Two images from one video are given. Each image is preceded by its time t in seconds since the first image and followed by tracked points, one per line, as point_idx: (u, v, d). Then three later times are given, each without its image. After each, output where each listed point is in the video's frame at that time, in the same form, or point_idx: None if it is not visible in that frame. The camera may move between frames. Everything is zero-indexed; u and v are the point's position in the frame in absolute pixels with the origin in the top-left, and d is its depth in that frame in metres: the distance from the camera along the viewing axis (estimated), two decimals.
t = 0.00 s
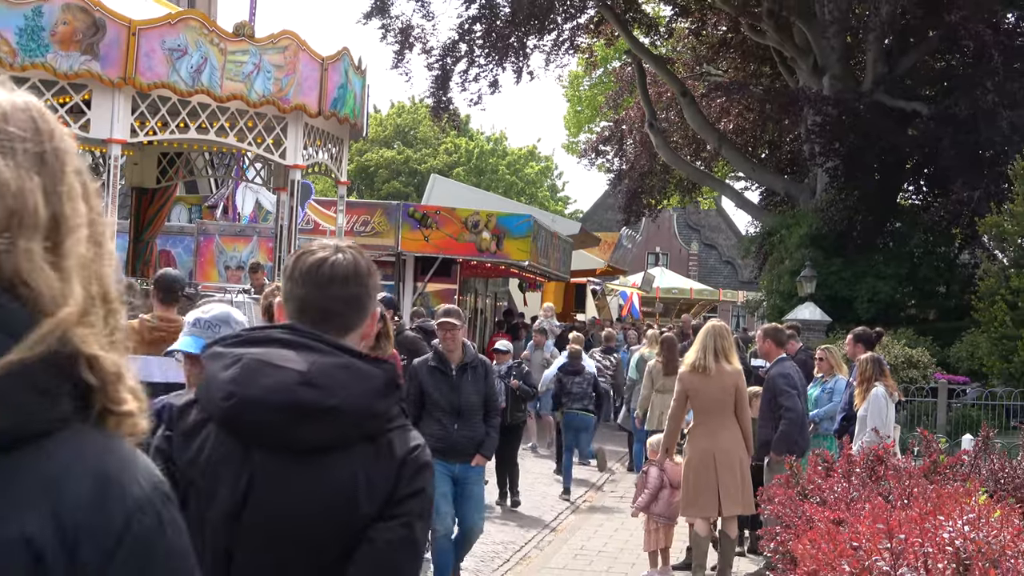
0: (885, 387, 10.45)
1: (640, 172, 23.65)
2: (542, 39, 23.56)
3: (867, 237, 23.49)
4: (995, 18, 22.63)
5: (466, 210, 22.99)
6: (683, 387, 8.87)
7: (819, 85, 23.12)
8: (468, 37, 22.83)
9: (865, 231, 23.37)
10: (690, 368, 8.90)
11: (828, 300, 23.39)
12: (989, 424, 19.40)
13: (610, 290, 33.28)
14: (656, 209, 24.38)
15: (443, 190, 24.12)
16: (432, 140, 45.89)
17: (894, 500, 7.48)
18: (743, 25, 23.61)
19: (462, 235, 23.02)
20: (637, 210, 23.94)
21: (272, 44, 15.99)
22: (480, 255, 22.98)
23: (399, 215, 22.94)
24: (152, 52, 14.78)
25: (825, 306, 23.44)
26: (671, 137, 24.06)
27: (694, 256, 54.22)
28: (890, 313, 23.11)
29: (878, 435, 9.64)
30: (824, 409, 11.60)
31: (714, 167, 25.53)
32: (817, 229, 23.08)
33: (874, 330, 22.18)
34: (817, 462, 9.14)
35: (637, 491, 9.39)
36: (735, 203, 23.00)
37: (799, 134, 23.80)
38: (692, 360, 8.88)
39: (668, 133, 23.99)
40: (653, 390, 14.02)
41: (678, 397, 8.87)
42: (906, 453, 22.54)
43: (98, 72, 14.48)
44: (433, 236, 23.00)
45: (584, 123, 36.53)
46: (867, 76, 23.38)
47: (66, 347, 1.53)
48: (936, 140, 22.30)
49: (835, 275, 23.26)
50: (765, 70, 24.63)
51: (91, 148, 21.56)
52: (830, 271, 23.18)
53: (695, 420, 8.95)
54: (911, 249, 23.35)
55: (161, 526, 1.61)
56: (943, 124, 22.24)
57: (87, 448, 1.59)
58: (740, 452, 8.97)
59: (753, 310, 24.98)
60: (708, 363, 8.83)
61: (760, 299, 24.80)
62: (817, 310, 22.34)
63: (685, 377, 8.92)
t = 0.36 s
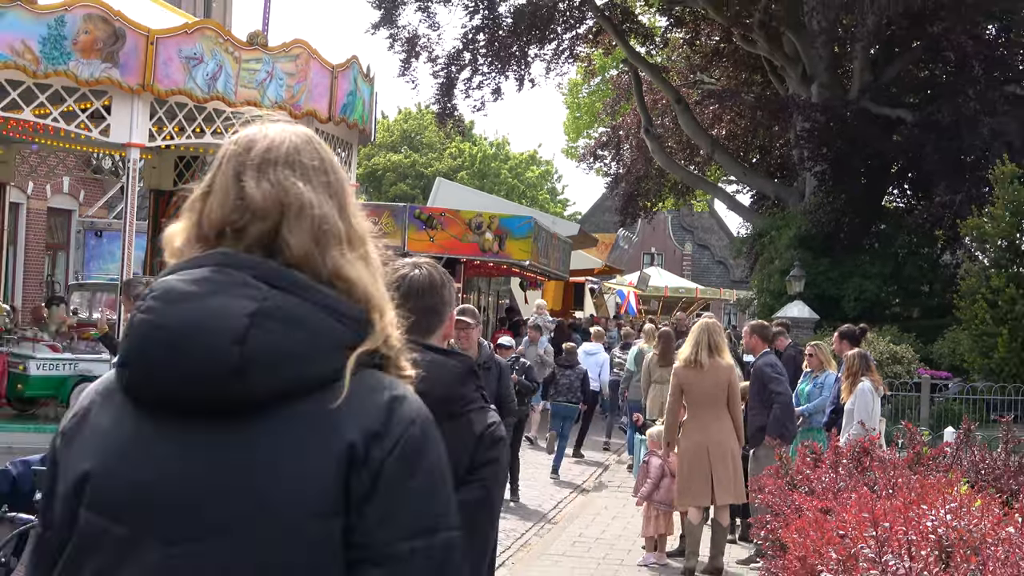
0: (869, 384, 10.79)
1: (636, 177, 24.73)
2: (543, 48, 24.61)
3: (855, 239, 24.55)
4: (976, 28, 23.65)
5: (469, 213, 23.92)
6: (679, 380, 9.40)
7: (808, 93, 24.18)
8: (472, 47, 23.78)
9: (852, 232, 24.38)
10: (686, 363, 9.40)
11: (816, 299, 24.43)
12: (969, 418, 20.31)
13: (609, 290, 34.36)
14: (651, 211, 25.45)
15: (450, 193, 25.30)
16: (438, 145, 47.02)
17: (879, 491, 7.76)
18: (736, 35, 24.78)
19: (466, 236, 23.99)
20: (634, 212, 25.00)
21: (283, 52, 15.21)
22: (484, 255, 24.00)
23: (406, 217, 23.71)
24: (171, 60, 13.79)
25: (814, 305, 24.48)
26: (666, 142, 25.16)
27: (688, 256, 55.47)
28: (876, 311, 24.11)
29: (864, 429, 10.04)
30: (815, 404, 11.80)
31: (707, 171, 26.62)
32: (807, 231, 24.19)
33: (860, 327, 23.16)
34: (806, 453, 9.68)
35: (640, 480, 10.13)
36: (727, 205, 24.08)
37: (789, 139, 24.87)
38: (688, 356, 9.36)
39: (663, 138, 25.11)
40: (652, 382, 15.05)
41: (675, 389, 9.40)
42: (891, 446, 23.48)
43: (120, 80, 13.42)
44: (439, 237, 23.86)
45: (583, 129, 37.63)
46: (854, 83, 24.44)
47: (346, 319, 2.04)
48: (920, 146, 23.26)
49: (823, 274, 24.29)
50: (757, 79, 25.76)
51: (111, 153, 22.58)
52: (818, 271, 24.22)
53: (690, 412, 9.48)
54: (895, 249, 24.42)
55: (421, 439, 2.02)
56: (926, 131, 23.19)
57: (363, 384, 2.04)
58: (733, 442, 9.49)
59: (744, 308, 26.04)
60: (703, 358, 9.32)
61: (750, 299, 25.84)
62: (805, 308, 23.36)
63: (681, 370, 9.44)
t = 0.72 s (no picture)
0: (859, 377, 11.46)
1: (635, 180, 25.82)
2: (546, 58, 25.75)
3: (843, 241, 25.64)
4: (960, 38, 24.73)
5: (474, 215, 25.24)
6: (680, 372, 10.08)
7: (799, 100, 25.26)
8: (477, 57, 24.89)
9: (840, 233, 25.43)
10: (686, 357, 10.06)
11: (807, 297, 25.44)
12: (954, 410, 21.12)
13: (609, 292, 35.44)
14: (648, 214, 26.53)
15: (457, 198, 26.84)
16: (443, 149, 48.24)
17: (868, 481, 8.01)
18: (730, 45, 25.95)
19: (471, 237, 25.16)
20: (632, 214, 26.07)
21: (296, 61, 16.57)
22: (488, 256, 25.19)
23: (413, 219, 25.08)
24: (189, 70, 15.23)
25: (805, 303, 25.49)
26: (663, 147, 26.26)
27: (683, 254, 56.68)
28: (864, 309, 25.13)
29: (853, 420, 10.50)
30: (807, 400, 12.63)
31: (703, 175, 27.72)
32: (798, 232, 25.18)
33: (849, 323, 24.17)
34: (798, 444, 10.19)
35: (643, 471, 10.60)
36: (721, 207, 25.10)
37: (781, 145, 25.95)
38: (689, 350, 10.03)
39: (660, 144, 26.23)
40: (652, 377, 16.10)
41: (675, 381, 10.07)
42: (880, 438, 24.47)
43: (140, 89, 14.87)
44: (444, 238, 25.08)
45: (583, 136, 38.83)
46: (842, 91, 25.56)
47: (554, 335, 2.78)
48: (907, 150, 24.35)
49: (813, 274, 25.34)
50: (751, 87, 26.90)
51: (133, 158, 23.70)
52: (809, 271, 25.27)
53: (689, 405, 10.19)
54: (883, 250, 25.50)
55: (610, 428, 2.72)
56: (913, 135, 24.30)
57: (566, 387, 2.75)
58: (727, 434, 10.22)
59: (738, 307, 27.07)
60: (706, 353, 10.02)
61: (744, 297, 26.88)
62: (796, 306, 24.36)
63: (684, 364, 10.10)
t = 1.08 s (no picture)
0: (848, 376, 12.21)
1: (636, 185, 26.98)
2: (550, 69, 26.95)
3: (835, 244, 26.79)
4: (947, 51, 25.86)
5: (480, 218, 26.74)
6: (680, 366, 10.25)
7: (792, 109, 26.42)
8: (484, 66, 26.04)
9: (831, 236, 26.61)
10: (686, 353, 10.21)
11: (800, 297, 26.56)
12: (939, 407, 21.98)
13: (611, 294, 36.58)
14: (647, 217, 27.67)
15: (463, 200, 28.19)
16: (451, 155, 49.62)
17: (858, 475, 8.59)
18: (726, 55, 27.15)
19: (478, 239, 26.67)
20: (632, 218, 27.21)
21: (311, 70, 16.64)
22: (494, 257, 26.71)
23: (424, 222, 26.54)
24: (210, 77, 15.12)
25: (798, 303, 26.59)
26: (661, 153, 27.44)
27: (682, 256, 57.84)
28: (853, 309, 26.28)
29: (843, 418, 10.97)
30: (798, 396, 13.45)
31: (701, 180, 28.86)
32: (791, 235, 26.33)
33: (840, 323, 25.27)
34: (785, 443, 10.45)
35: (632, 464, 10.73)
36: (717, 211, 26.23)
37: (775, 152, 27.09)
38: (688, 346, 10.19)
39: (659, 150, 27.40)
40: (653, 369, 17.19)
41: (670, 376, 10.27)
42: (868, 434, 25.48)
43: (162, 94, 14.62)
44: (453, 240, 26.53)
45: (586, 142, 40.12)
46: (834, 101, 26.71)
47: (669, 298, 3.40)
48: (895, 157, 25.57)
49: (806, 275, 26.44)
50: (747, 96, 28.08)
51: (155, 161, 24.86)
52: (802, 273, 26.35)
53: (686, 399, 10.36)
54: (872, 253, 26.67)
55: (716, 376, 3.33)
56: (901, 143, 25.47)
57: (679, 339, 3.36)
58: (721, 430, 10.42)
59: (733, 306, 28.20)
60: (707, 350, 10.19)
61: (739, 298, 27.98)
62: (788, 305, 25.44)
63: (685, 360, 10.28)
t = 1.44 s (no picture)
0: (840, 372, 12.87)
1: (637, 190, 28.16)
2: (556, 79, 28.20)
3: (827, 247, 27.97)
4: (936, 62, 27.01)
5: (489, 222, 27.91)
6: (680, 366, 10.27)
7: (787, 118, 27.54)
8: (493, 75, 27.25)
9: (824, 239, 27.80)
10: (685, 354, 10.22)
11: (794, 298, 27.72)
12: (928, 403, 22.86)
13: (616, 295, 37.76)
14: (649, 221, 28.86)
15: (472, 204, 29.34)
16: (461, 162, 51.12)
17: (849, 468, 8.36)
18: (724, 66, 28.41)
19: (487, 241, 27.86)
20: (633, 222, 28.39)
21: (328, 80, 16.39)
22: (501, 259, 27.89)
23: (435, 225, 27.62)
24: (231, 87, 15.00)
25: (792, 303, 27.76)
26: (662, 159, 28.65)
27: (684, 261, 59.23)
28: (845, 309, 27.46)
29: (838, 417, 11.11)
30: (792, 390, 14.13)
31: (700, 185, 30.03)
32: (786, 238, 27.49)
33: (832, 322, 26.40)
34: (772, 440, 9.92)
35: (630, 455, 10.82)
36: (715, 214, 27.40)
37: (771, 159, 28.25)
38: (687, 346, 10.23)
39: (660, 156, 28.60)
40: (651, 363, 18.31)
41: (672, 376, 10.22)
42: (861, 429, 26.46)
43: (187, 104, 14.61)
44: (462, 243, 27.64)
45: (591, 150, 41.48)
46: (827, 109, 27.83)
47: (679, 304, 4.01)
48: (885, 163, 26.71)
49: (800, 275, 27.61)
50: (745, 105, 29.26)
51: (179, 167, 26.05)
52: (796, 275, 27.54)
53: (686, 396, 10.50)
54: (863, 255, 27.85)
55: (721, 369, 3.95)
56: (892, 151, 26.58)
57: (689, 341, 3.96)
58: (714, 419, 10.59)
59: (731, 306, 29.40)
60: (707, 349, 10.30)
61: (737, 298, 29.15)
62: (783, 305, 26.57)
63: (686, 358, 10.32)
